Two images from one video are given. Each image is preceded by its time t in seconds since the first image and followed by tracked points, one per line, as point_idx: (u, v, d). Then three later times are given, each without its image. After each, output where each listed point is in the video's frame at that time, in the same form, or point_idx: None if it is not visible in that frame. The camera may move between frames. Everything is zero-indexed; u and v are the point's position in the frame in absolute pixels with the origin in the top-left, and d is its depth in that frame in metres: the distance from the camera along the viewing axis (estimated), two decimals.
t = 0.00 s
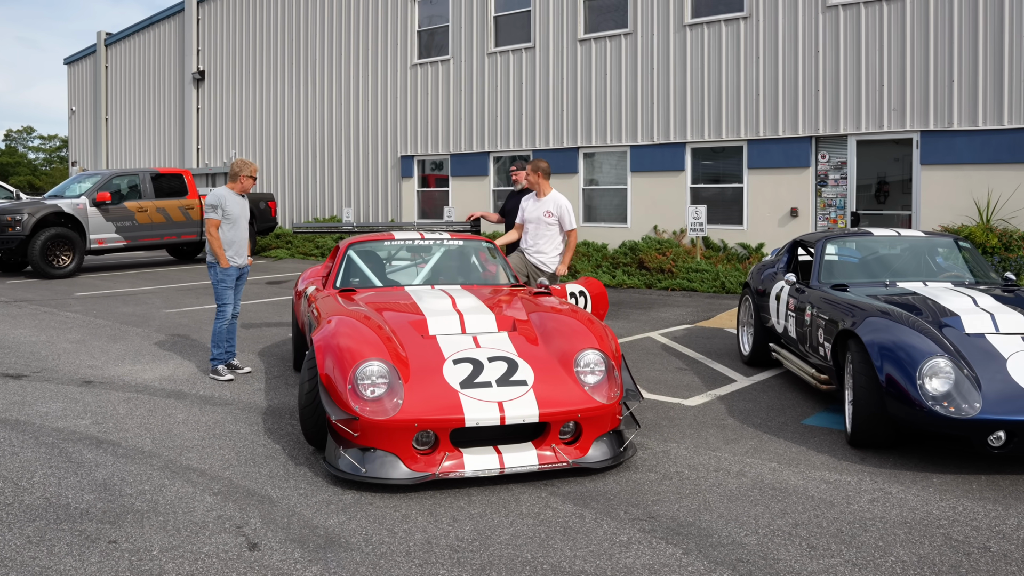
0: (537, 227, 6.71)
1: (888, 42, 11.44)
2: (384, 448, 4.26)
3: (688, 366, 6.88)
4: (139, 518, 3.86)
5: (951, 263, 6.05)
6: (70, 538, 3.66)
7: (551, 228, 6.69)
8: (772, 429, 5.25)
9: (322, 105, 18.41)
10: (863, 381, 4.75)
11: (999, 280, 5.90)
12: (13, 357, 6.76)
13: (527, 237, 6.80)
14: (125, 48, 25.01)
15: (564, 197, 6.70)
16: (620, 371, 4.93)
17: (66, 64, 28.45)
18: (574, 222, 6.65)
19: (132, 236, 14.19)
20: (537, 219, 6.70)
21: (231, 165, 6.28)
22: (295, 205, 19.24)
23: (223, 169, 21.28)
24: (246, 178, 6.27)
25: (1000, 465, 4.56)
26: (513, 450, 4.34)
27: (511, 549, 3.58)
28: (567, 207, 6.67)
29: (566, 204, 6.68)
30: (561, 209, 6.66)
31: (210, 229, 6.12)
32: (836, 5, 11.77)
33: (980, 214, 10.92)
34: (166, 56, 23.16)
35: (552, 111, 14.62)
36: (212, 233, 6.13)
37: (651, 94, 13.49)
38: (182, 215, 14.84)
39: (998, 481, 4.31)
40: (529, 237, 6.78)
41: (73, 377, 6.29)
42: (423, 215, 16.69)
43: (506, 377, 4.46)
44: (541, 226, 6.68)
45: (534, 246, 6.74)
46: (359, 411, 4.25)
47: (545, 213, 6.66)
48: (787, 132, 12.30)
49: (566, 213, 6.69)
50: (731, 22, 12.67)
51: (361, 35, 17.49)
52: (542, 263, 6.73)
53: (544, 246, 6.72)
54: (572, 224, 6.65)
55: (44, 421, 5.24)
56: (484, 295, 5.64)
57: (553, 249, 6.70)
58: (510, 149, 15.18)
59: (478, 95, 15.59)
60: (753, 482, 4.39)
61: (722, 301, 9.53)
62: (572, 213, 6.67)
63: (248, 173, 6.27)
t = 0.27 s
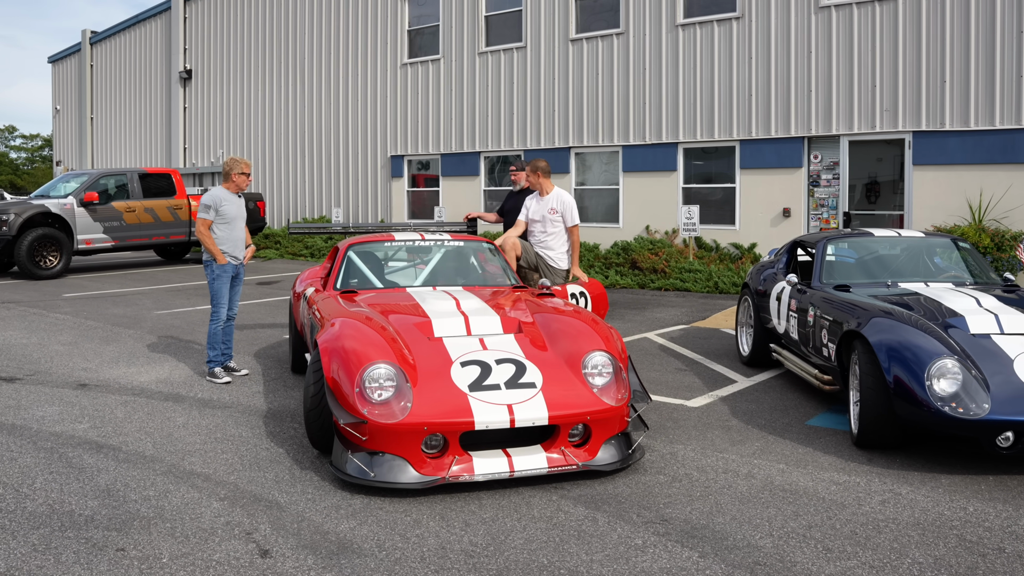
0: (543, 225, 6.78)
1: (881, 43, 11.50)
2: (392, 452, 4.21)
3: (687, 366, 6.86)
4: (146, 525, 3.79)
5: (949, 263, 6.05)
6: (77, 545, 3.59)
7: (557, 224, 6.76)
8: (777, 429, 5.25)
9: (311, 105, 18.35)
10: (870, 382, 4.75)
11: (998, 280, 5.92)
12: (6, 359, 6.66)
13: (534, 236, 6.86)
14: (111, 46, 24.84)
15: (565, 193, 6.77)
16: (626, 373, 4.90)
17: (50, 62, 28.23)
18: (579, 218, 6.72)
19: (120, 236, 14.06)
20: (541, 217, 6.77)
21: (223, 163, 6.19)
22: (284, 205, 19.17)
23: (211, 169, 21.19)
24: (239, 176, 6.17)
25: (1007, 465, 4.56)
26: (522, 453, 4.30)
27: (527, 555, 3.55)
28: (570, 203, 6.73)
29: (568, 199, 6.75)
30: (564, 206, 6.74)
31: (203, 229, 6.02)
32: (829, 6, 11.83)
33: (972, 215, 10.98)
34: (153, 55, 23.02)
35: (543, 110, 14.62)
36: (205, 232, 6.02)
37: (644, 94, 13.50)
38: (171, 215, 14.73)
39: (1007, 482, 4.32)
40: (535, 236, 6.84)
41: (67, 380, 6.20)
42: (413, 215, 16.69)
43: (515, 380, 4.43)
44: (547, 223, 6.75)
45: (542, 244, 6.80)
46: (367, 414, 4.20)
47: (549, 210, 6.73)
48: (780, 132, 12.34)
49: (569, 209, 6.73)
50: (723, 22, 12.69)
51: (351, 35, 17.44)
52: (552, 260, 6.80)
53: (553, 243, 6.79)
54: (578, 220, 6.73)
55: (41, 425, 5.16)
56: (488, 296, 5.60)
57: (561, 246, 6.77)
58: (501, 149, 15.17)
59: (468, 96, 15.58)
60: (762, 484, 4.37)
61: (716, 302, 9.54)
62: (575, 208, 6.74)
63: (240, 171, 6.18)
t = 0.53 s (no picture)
0: (546, 226, 6.74)
1: (868, 44, 11.59)
2: (399, 455, 4.17)
3: (683, 366, 6.87)
4: (151, 531, 3.73)
5: (942, 263, 6.07)
6: (82, 552, 3.52)
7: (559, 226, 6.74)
8: (778, 429, 5.25)
9: (295, 104, 18.25)
10: (873, 382, 4.77)
11: (993, 279, 5.96)
12: None
13: (536, 237, 6.82)
14: (91, 45, 24.61)
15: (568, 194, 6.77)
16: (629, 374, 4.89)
17: (29, 61, 27.91)
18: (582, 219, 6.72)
19: (102, 237, 13.91)
20: (545, 218, 6.74)
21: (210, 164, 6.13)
22: (267, 205, 19.05)
23: (193, 169, 21.04)
24: (227, 174, 6.12)
25: (1010, 464, 4.59)
26: (529, 455, 4.27)
27: (540, 557, 3.52)
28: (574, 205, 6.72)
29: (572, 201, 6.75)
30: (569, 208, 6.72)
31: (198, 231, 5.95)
32: (816, 7, 11.91)
33: (959, 214, 11.08)
34: (134, 54, 22.82)
35: (530, 110, 14.63)
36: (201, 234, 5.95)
37: (631, 94, 13.54)
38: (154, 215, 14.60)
39: (1010, 480, 4.34)
40: (537, 236, 6.80)
41: (58, 383, 6.10)
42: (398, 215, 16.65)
43: (521, 381, 4.40)
44: (551, 224, 6.72)
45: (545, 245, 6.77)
46: (374, 417, 4.15)
47: (553, 211, 6.70)
48: (768, 132, 12.41)
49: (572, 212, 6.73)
50: (711, 23, 12.75)
51: (337, 34, 17.37)
52: (554, 262, 6.76)
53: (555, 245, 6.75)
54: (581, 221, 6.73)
55: (34, 430, 5.07)
56: (487, 297, 5.56)
57: (563, 248, 6.75)
58: (488, 149, 15.17)
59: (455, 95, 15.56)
60: (769, 484, 4.37)
61: (706, 301, 9.56)
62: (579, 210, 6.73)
63: (228, 170, 6.12)
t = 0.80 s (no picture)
0: (546, 226, 6.81)
1: (857, 44, 11.68)
2: (407, 455, 4.14)
3: (680, 365, 6.88)
4: (160, 534, 3.69)
5: (937, 262, 6.11)
6: (91, 556, 3.47)
7: (559, 227, 6.80)
8: (780, 427, 5.27)
9: (281, 103, 18.18)
10: (876, 380, 4.80)
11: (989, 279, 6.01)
12: None
13: (535, 237, 6.87)
14: (73, 42, 24.39)
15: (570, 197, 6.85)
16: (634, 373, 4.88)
17: (9, 58, 27.62)
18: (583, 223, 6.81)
19: (87, 236, 13.79)
20: (546, 218, 6.80)
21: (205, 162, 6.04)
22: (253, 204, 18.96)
23: (177, 168, 20.91)
24: (222, 173, 6.01)
25: (1011, 460, 4.63)
26: (537, 455, 4.26)
27: (555, 558, 3.52)
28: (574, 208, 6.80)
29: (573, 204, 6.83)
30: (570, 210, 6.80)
31: (192, 230, 5.87)
32: (805, 7, 11.99)
33: (948, 213, 11.19)
34: (116, 52, 22.64)
35: (518, 110, 14.65)
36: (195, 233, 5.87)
37: (620, 93, 13.58)
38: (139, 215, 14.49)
39: (1013, 476, 4.38)
40: (537, 236, 6.86)
41: (51, 385, 6.02)
42: (385, 215, 16.64)
43: (528, 381, 4.39)
44: (551, 225, 6.79)
45: (543, 246, 6.82)
46: (382, 417, 4.13)
47: (555, 212, 6.77)
48: (756, 132, 12.48)
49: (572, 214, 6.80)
50: (700, 23, 12.81)
51: (323, 33, 17.33)
52: (553, 262, 6.80)
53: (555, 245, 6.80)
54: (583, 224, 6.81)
55: (31, 432, 5.00)
56: (489, 297, 5.55)
57: (561, 249, 6.80)
58: (476, 148, 15.19)
59: (443, 95, 15.55)
60: (776, 482, 4.39)
61: (697, 301, 9.60)
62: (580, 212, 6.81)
63: (224, 168, 6.02)
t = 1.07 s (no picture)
0: (541, 232, 6.93)
1: (842, 46, 11.79)
2: (416, 459, 4.12)
3: (674, 366, 6.91)
4: (169, 541, 3.64)
5: (928, 263, 6.18)
6: (101, 565, 3.42)
7: (552, 232, 6.88)
8: (779, 427, 5.31)
9: (264, 104, 18.14)
10: (877, 380, 4.84)
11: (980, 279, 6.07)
12: None
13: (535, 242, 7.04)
14: (50, 41, 24.13)
15: (565, 203, 6.86)
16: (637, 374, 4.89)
17: None
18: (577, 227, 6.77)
19: (68, 238, 13.67)
20: (541, 224, 6.93)
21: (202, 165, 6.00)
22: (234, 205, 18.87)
23: (158, 169, 20.77)
24: (218, 176, 5.96)
25: (1010, 459, 4.69)
26: (544, 457, 4.25)
27: (570, 561, 3.51)
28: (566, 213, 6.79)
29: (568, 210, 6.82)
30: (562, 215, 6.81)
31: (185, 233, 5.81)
32: (791, 10, 12.11)
33: (932, 214, 11.33)
34: (95, 51, 22.43)
35: (504, 111, 14.69)
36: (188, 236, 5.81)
37: (606, 95, 13.65)
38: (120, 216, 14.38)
39: (1013, 474, 4.44)
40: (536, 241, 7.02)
41: (42, 390, 5.93)
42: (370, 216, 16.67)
43: (535, 383, 4.38)
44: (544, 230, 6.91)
45: (538, 250, 6.96)
46: (390, 422, 4.11)
47: (547, 218, 6.86)
48: (742, 133, 12.58)
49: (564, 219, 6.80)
50: (686, 24, 12.89)
51: (307, 33, 17.30)
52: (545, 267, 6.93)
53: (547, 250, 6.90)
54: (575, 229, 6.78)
55: (27, 438, 4.92)
56: (489, 299, 5.54)
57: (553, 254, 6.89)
58: (461, 149, 15.23)
59: (428, 96, 15.58)
60: (781, 482, 4.42)
61: (685, 301, 9.65)
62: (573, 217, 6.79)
63: (219, 171, 5.97)
